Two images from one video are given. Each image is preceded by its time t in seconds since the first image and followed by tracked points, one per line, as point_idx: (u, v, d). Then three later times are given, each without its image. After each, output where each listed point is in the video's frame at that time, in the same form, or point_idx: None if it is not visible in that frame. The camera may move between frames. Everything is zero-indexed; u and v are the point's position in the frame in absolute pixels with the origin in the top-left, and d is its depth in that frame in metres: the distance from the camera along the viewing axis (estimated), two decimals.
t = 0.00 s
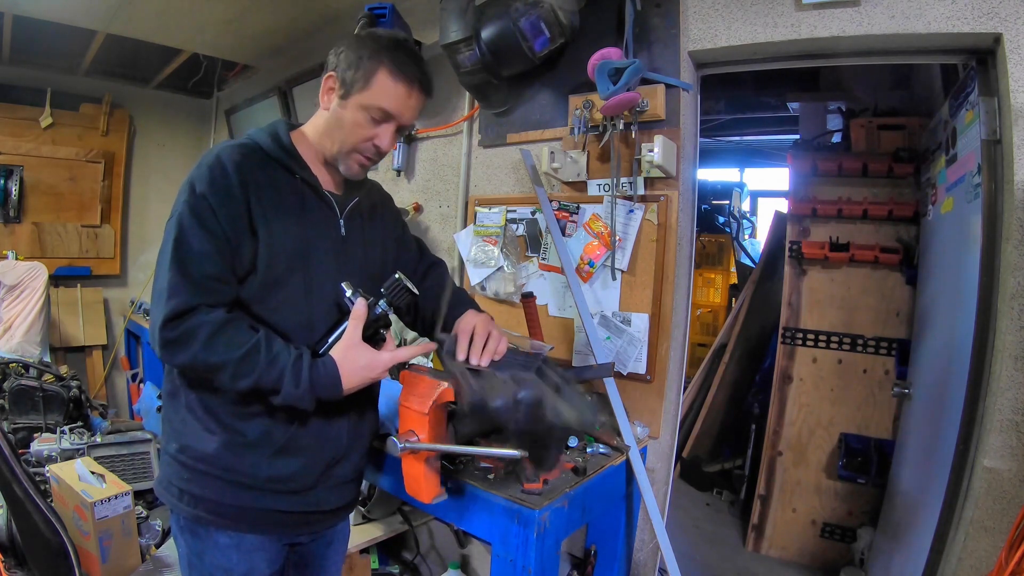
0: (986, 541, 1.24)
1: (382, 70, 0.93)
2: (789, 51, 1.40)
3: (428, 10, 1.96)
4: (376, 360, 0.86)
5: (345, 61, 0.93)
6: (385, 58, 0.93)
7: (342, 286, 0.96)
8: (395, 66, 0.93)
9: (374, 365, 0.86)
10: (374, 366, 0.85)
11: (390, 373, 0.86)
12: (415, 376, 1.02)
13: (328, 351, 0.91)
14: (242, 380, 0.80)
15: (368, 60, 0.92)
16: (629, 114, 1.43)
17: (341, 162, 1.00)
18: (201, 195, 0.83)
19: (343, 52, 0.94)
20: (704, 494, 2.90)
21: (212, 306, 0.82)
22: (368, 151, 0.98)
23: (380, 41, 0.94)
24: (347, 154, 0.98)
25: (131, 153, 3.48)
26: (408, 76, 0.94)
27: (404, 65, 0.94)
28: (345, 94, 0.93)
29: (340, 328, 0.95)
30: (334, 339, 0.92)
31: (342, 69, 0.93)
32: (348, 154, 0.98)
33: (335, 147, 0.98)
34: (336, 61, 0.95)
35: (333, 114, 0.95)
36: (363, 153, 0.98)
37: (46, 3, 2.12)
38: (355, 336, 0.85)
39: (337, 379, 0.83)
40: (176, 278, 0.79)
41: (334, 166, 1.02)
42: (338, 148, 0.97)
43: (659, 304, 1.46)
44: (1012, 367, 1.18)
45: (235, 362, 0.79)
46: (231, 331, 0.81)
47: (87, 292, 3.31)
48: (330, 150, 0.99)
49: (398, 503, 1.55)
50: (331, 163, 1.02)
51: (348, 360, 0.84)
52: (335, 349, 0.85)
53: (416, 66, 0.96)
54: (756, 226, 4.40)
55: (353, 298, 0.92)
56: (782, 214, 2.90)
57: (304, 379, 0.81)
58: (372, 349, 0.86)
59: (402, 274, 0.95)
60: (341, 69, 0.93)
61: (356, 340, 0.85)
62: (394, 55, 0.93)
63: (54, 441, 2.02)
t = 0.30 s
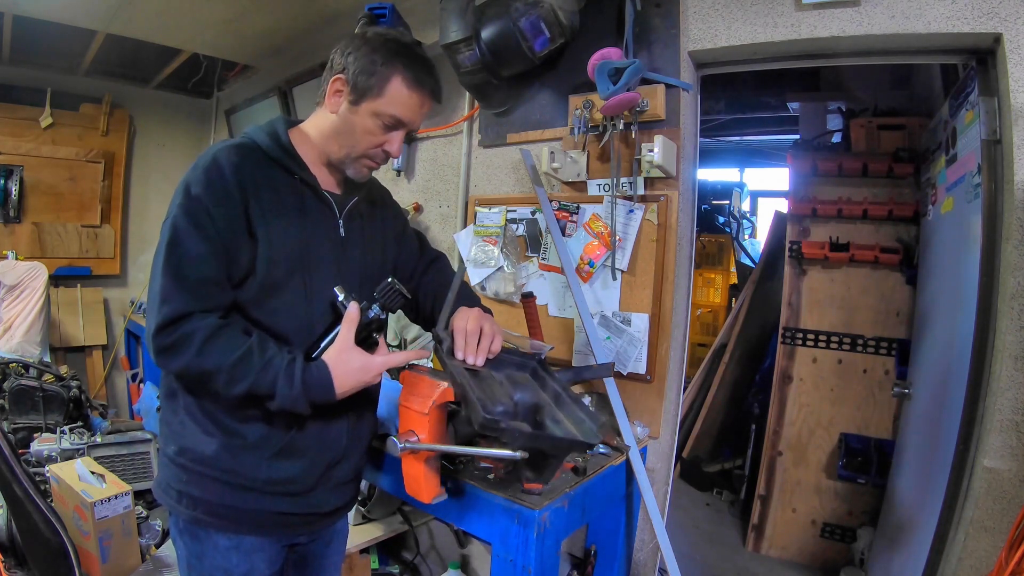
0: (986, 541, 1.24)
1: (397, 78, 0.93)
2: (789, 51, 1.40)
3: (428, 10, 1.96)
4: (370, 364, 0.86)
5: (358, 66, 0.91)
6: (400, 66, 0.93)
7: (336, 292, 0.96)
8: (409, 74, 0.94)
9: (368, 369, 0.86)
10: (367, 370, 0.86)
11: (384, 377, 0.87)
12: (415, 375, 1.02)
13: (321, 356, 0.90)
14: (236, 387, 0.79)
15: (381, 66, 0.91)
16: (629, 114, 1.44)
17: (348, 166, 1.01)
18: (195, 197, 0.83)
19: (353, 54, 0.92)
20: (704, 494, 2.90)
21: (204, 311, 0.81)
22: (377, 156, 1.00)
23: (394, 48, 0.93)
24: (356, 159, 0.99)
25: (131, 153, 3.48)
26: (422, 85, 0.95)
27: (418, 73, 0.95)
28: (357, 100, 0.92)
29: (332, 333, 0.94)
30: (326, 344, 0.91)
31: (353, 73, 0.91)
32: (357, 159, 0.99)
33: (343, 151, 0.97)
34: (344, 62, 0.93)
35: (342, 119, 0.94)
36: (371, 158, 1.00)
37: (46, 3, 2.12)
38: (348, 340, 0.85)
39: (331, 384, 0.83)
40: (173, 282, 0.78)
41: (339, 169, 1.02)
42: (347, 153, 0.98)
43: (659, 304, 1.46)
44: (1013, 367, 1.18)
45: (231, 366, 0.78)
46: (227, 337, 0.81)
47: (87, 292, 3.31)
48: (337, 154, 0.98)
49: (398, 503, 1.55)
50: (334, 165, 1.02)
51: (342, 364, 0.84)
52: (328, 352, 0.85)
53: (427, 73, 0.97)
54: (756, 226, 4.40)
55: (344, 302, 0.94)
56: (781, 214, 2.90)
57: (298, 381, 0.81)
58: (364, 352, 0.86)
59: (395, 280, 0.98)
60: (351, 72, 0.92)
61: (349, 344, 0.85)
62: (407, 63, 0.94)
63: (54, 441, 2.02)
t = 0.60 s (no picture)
0: (986, 541, 1.24)
1: (393, 73, 0.92)
2: (790, 51, 1.40)
3: (428, 10, 1.96)
4: (347, 367, 0.78)
5: (352, 60, 0.90)
6: (396, 61, 0.92)
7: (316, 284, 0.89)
8: (406, 69, 0.93)
9: (345, 373, 0.78)
10: (344, 374, 0.78)
11: (363, 380, 0.79)
12: (415, 376, 1.02)
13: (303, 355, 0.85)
14: (227, 393, 0.78)
15: (377, 61, 0.91)
16: (629, 114, 1.44)
17: (343, 162, 1.01)
18: (191, 199, 0.82)
19: (347, 49, 0.91)
20: (704, 494, 2.90)
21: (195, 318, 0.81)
22: (372, 151, 1.00)
23: (390, 42, 0.92)
24: (352, 155, 0.99)
25: (131, 153, 3.48)
26: (418, 80, 0.95)
27: (415, 68, 0.94)
28: (352, 95, 0.92)
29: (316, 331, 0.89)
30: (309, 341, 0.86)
31: (348, 68, 0.90)
32: (353, 155, 0.99)
33: (339, 148, 0.97)
34: (338, 57, 0.91)
35: (337, 115, 0.93)
36: (367, 153, 1.00)
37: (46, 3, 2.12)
38: (324, 343, 0.77)
39: (306, 390, 0.77)
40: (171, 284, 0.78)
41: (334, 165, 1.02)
42: (343, 149, 0.97)
43: (659, 304, 1.46)
44: (1013, 367, 1.18)
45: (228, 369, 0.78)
46: (226, 339, 0.81)
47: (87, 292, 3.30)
48: (332, 150, 0.98)
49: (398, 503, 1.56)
50: (329, 162, 1.02)
51: (317, 369, 0.77)
52: (302, 355, 0.78)
53: (423, 68, 0.96)
54: (756, 226, 4.40)
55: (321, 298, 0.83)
56: (781, 214, 2.91)
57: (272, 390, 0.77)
58: (342, 355, 0.78)
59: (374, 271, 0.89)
60: (346, 67, 0.91)
61: (325, 347, 0.77)
62: (403, 58, 0.93)
63: (53, 441, 2.02)
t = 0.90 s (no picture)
0: (986, 541, 1.24)
1: (379, 66, 0.85)
2: (789, 51, 1.40)
3: (428, 10, 1.96)
4: (333, 367, 0.75)
5: (335, 52, 0.83)
6: (382, 53, 0.85)
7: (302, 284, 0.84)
8: (394, 61, 0.86)
9: (333, 374, 0.75)
10: (332, 375, 0.75)
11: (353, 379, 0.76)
12: (415, 376, 1.02)
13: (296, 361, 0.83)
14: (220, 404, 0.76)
15: (362, 52, 0.84)
16: (629, 114, 1.44)
17: (326, 160, 0.93)
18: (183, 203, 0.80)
19: (329, 39, 0.84)
20: (704, 494, 2.90)
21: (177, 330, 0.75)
22: (357, 150, 0.93)
23: (375, 33, 0.86)
24: (335, 153, 0.92)
25: (131, 152, 3.48)
26: (406, 73, 0.88)
27: (402, 61, 0.88)
28: (335, 90, 0.85)
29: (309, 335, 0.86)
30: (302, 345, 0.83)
31: (330, 60, 0.83)
32: (336, 152, 0.92)
33: (322, 145, 0.90)
34: (319, 48, 0.84)
35: (319, 110, 0.86)
36: (352, 151, 0.93)
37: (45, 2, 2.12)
38: (309, 344, 0.75)
39: (296, 394, 0.74)
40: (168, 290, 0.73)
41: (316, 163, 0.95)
42: (326, 147, 0.90)
43: (659, 304, 1.46)
44: (1013, 367, 1.18)
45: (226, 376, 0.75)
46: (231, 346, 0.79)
47: (87, 292, 3.30)
48: (314, 148, 0.91)
49: (398, 503, 1.56)
50: (310, 160, 0.94)
51: (304, 372, 0.74)
52: (288, 359, 0.75)
53: (411, 60, 0.90)
54: (756, 226, 4.40)
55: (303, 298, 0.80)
56: (781, 214, 2.91)
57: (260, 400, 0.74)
58: (327, 355, 0.75)
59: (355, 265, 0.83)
60: (328, 59, 0.83)
61: (310, 348, 0.75)
62: (389, 48, 0.86)
63: (53, 441, 2.02)
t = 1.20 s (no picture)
0: (986, 541, 1.23)
1: (371, 59, 0.81)
2: (789, 52, 1.40)
3: (428, 10, 1.96)
4: (313, 392, 0.73)
5: (324, 43, 0.78)
6: (374, 44, 0.81)
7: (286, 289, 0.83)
8: (385, 54, 0.82)
9: (311, 398, 0.73)
10: (311, 399, 0.73)
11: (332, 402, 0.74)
12: (415, 375, 1.03)
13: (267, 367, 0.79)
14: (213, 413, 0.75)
15: (353, 45, 0.79)
16: (629, 114, 1.44)
17: (311, 155, 0.89)
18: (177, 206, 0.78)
19: (318, 29, 0.79)
20: (704, 494, 2.89)
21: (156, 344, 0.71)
22: (344, 146, 0.89)
23: (367, 23, 0.81)
24: (321, 149, 0.88)
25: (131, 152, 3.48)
26: (399, 68, 0.84)
27: (395, 53, 0.83)
28: (323, 83, 0.80)
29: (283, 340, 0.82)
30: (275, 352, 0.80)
31: (319, 52, 0.79)
32: (322, 148, 0.88)
33: (307, 140, 0.86)
34: (308, 37, 0.80)
35: (306, 104, 0.82)
36: (338, 147, 0.89)
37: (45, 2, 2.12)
38: (288, 367, 0.71)
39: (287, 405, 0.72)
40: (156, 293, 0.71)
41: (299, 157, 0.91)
42: (312, 142, 0.87)
43: (659, 304, 1.46)
44: (1012, 367, 1.18)
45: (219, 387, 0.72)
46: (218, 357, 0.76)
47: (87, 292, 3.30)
48: (299, 143, 0.87)
49: (398, 503, 1.56)
50: (294, 154, 0.90)
51: (282, 395, 0.71)
52: (264, 379, 0.72)
53: (405, 53, 0.85)
54: (756, 226, 4.41)
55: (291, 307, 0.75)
56: (781, 214, 2.91)
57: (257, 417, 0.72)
58: (307, 378, 0.73)
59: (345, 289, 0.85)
60: (316, 50, 0.79)
61: (289, 372, 0.71)
62: (382, 40, 0.82)
63: (54, 441, 2.02)
